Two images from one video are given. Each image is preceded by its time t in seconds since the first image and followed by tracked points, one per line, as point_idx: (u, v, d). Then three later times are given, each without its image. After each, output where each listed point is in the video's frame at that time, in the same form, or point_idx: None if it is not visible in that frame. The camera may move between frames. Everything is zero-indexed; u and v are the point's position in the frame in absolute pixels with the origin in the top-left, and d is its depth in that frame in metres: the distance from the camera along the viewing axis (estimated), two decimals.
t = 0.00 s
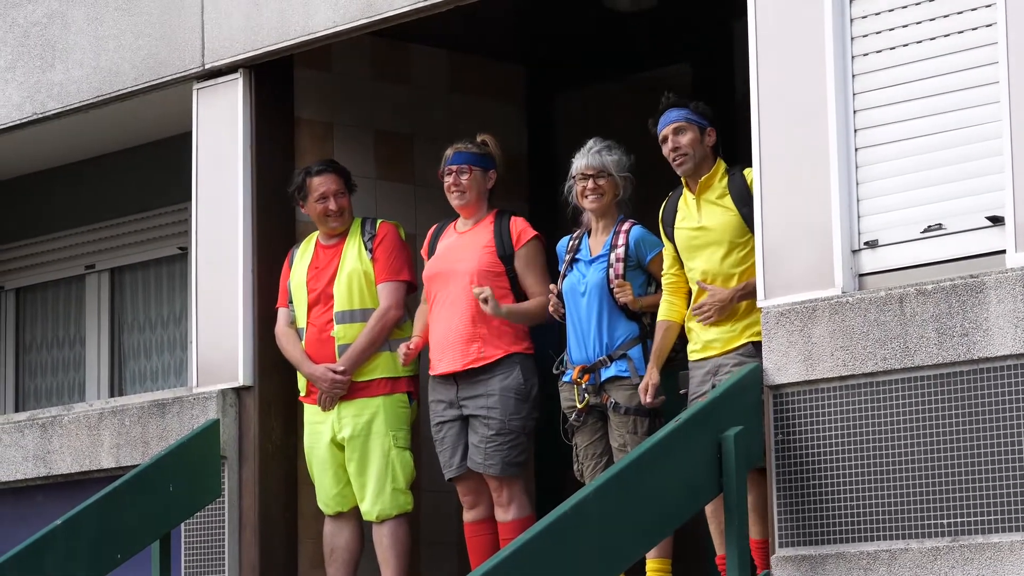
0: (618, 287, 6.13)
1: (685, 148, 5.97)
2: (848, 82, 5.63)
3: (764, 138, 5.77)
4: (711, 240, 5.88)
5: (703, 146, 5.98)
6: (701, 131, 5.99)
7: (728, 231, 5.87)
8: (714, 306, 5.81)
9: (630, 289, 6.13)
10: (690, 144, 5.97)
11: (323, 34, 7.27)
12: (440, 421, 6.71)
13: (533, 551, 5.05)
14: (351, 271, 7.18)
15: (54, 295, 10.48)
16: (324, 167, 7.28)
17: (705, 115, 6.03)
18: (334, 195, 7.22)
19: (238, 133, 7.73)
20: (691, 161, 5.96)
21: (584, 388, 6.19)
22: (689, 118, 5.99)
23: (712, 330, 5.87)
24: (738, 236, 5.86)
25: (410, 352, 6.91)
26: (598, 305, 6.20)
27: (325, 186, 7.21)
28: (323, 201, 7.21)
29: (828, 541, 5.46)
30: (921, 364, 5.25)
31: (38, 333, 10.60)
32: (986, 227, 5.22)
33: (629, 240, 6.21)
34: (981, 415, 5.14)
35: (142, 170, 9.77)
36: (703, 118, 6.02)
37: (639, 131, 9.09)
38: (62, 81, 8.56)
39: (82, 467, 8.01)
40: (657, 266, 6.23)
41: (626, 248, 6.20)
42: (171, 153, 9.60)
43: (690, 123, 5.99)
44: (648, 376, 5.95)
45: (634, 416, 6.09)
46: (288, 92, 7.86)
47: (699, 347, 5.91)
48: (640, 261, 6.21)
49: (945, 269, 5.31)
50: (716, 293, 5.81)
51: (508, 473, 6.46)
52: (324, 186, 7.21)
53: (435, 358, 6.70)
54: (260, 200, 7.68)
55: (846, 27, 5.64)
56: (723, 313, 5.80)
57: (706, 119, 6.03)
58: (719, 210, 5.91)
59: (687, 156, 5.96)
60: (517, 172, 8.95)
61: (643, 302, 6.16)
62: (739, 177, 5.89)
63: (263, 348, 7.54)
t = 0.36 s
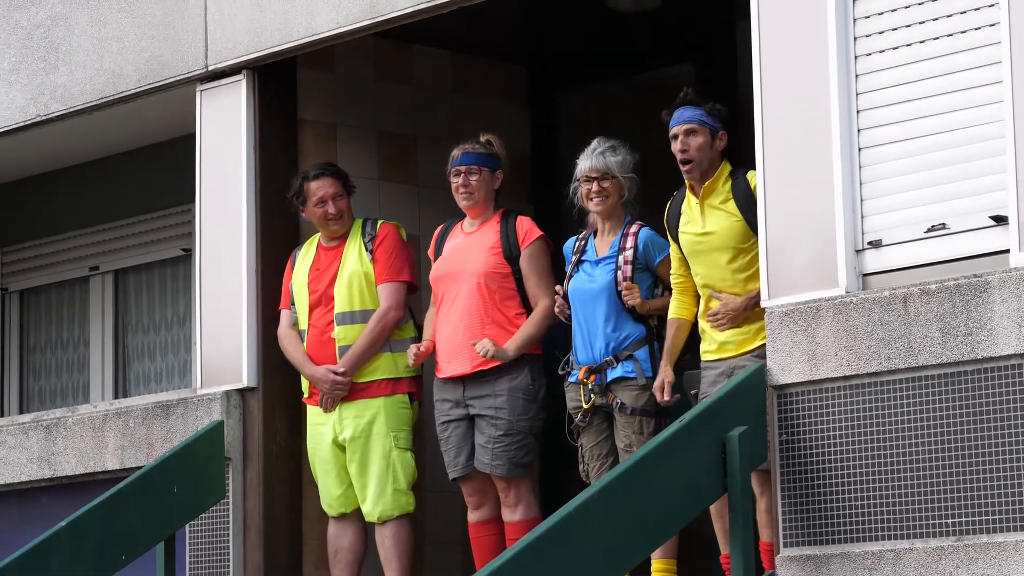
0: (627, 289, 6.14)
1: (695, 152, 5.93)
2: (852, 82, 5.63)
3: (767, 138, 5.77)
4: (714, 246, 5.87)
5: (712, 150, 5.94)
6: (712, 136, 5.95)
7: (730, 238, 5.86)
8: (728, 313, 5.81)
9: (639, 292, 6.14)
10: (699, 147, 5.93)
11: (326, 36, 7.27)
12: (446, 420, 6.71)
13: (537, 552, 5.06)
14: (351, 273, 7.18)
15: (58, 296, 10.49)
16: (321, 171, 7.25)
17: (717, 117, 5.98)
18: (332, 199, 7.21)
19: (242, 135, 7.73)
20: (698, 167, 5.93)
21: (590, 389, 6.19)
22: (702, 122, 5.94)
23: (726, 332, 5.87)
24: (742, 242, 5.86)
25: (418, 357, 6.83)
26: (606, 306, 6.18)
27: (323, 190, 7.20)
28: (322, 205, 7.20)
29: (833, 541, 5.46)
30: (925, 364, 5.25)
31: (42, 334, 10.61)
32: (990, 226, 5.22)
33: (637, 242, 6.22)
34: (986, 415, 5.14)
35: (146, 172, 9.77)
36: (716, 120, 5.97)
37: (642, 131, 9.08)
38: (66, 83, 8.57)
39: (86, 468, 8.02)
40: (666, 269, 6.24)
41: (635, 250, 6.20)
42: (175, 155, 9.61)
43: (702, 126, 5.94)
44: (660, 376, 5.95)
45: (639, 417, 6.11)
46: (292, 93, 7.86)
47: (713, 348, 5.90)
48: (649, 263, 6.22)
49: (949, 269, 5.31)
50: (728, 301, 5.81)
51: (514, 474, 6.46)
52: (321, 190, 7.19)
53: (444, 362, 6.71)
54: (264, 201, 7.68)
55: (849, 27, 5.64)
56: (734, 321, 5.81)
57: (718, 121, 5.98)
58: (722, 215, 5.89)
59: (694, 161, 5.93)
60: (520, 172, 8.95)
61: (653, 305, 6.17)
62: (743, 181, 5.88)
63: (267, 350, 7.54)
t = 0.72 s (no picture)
0: (632, 294, 6.12)
1: (705, 160, 5.90)
2: (854, 85, 5.62)
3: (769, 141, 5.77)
4: (721, 254, 5.89)
5: (722, 158, 5.93)
6: (724, 143, 5.93)
7: (739, 246, 5.87)
8: (738, 321, 5.81)
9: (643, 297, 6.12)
10: (709, 155, 5.91)
11: (329, 39, 7.27)
12: (448, 420, 6.69)
13: (537, 556, 5.05)
14: (351, 275, 7.18)
15: (60, 300, 10.49)
16: (321, 174, 7.25)
17: (732, 126, 5.96)
18: (333, 202, 7.21)
19: (244, 138, 7.74)
20: (706, 174, 5.92)
21: (593, 391, 6.20)
22: (713, 128, 5.92)
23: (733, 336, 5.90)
24: (749, 253, 5.87)
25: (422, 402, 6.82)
26: (610, 310, 6.17)
27: (324, 193, 7.20)
28: (322, 208, 7.20)
29: (835, 544, 5.46)
30: (927, 367, 5.24)
31: (45, 338, 10.62)
32: (992, 229, 5.21)
33: (643, 248, 6.21)
34: (989, 418, 5.13)
35: (148, 175, 9.77)
36: (731, 129, 5.96)
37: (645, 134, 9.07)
38: (68, 86, 8.58)
39: (89, 472, 8.02)
40: (673, 274, 6.23)
41: (641, 254, 6.20)
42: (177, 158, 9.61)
43: (715, 134, 5.93)
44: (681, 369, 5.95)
45: (641, 421, 6.09)
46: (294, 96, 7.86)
47: (721, 351, 5.94)
48: (655, 268, 6.22)
49: (951, 272, 5.30)
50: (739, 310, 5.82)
51: (516, 477, 6.45)
52: (322, 194, 7.20)
53: (451, 368, 6.68)
54: (266, 205, 7.68)
55: (851, 30, 5.64)
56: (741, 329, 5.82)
57: (733, 131, 5.97)
58: (732, 224, 5.91)
59: (703, 168, 5.91)
60: (522, 174, 8.94)
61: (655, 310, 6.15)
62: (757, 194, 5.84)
63: (270, 353, 7.54)
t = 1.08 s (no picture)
0: (636, 300, 6.13)
1: (700, 161, 5.92)
2: (857, 89, 5.62)
3: (772, 146, 5.77)
4: (724, 254, 5.90)
5: (718, 159, 5.93)
6: (718, 144, 5.93)
7: (742, 247, 5.87)
8: (738, 321, 5.80)
9: (648, 303, 6.13)
10: (704, 156, 5.92)
11: (331, 43, 7.28)
12: (458, 427, 6.65)
13: (540, 562, 5.05)
14: (352, 279, 7.17)
15: (63, 304, 10.49)
16: (321, 179, 7.25)
17: (725, 125, 5.95)
18: (333, 206, 7.21)
19: (247, 142, 7.74)
20: (704, 174, 5.93)
21: (597, 397, 6.19)
22: (706, 130, 5.93)
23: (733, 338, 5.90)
24: (750, 255, 5.88)
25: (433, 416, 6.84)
26: (615, 316, 6.18)
27: (324, 197, 7.20)
28: (322, 212, 7.20)
29: (838, 549, 5.46)
30: (930, 372, 5.24)
31: (47, 342, 10.63)
32: (994, 234, 5.20)
33: (648, 252, 6.22)
34: (991, 423, 5.13)
35: (151, 179, 9.77)
36: (724, 128, 5.96)
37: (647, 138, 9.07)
38: (71, 91, 8.58)
39: (91, 476, 8.02)
40: (678, 279, 6.26)
41: (646, 259, 6.20)
42: (180, 162, 9.61)
43: (708, 135, 5.94)
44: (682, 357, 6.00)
45: (645, 426, 6.09)
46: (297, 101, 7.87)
47: (719, 353, 5.95)
48: (660, 273, 6.22)
49: (953, 277, 5.30)
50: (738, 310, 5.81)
51: (533, 481, 6.48)
52: (322, 198, 7.20)
53: (473, 380, 6.60)
54: (268, 209, 7.69)
55: (854, 34, 5.64)
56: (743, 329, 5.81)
57: (727, 131, 5.97)
58: (735, 225, 5.91)
59: (700, 169, 5.93)
60: (525, 179, 8.95)
61: (659, 316, 6.16)
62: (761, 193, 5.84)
63: (272, 358, 7.54)
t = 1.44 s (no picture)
0: (640, 313, 6.10)
1: (689, 174, 5.97)
2: (860, 99, 5.61)
3: (775, 156, 5.77)
4: (716, 266, 5.88)
5: (707, 171, 5.97)
6: (707, 157, 5.97)
7: (732, 258, 5.86)
8: (736, 326, 5.79)
9: (651, 315, 6.10)
10: (694, 169, 5.97)
11: (334, 55, 7.28)
12: (463, 440, 6.63)
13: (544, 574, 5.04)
14: (355, 291, 7.16)
15: (66, 316, 10.49)
16: (322, 191, 7.24)
17: (714, 138, 5.99)
18: (334, 218, 7.20)
19: (249, 155, 7.74)
20: (694, 188, 5.97)
21: (601, 408, 6.19)
22: (694, 142, 5.97)
23: (731, 350, 5.86)
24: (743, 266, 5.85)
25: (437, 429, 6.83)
26: (619, 328, 6.17)
27: (325, 210, 7.20)
28: (323, 225, 7.19)
29: (843, 561, 5.44)
30: (934, 383, 5.23)
31: (49, 355, 10.62)
32: (999, 244, 5.19)
33: (652, 264, 6.20)
34: (995, 434, 5.11)
35: (154, 191, 9.77)
36: (712, 141, 6.00)
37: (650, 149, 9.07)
38: (73, 103, 8.59)
39: (94, 489, 8.01)
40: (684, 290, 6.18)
41: (650, 272, 6.18)
42: (183, 174, 9.60)
43: (697, 148, 5.98)
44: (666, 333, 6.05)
45: (651, 438, 6.08)
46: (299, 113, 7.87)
47: (718, 366, 5.92)
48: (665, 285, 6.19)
49: (957, 288, 5.29)
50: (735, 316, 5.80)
51: (540, 493, 6.48)
52: (323, 211, 7.19)
53: (480, 398, 6.59)
54: (271, 221, 7.68)
55: (858, 45, 5.63)
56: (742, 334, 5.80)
57: (716, 143, 6.00)
58: (725, 236, 5.90)
59: (691, 182, 5.98)
60: (527, 191, 8.94)
61: (664, 327, 6.11)
62: (746, 205, 5.88)
63: (275, 370, 7.53)
